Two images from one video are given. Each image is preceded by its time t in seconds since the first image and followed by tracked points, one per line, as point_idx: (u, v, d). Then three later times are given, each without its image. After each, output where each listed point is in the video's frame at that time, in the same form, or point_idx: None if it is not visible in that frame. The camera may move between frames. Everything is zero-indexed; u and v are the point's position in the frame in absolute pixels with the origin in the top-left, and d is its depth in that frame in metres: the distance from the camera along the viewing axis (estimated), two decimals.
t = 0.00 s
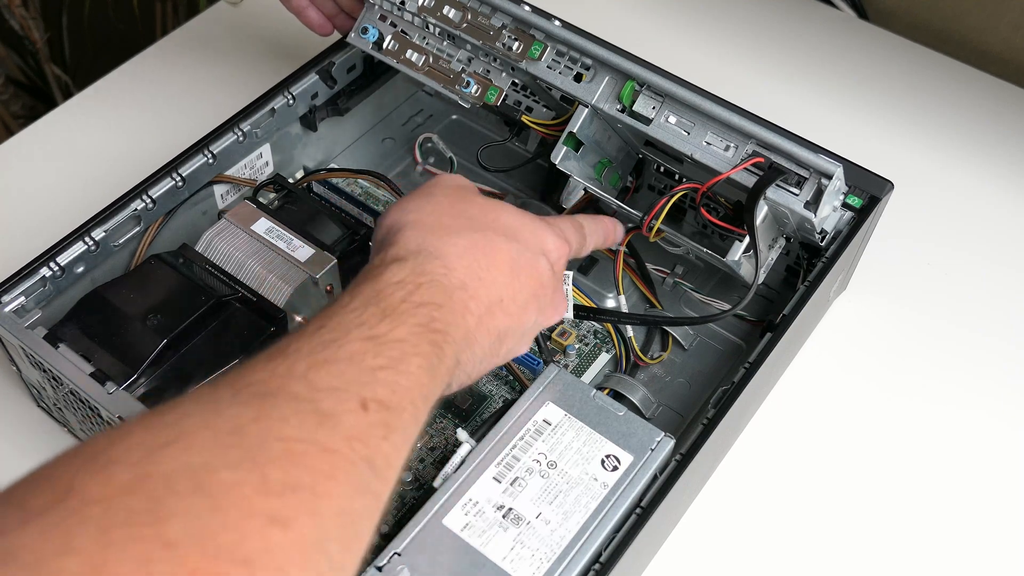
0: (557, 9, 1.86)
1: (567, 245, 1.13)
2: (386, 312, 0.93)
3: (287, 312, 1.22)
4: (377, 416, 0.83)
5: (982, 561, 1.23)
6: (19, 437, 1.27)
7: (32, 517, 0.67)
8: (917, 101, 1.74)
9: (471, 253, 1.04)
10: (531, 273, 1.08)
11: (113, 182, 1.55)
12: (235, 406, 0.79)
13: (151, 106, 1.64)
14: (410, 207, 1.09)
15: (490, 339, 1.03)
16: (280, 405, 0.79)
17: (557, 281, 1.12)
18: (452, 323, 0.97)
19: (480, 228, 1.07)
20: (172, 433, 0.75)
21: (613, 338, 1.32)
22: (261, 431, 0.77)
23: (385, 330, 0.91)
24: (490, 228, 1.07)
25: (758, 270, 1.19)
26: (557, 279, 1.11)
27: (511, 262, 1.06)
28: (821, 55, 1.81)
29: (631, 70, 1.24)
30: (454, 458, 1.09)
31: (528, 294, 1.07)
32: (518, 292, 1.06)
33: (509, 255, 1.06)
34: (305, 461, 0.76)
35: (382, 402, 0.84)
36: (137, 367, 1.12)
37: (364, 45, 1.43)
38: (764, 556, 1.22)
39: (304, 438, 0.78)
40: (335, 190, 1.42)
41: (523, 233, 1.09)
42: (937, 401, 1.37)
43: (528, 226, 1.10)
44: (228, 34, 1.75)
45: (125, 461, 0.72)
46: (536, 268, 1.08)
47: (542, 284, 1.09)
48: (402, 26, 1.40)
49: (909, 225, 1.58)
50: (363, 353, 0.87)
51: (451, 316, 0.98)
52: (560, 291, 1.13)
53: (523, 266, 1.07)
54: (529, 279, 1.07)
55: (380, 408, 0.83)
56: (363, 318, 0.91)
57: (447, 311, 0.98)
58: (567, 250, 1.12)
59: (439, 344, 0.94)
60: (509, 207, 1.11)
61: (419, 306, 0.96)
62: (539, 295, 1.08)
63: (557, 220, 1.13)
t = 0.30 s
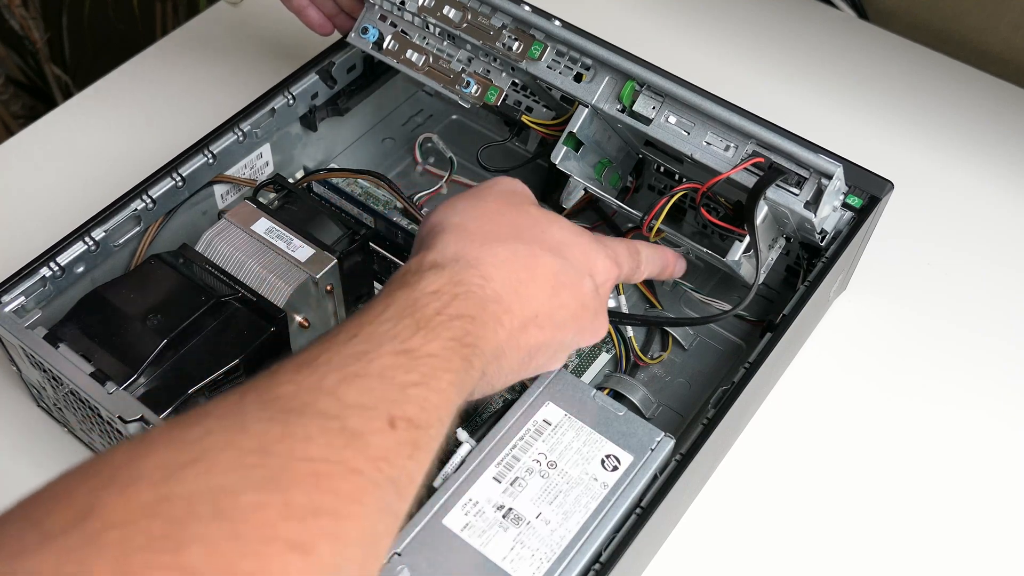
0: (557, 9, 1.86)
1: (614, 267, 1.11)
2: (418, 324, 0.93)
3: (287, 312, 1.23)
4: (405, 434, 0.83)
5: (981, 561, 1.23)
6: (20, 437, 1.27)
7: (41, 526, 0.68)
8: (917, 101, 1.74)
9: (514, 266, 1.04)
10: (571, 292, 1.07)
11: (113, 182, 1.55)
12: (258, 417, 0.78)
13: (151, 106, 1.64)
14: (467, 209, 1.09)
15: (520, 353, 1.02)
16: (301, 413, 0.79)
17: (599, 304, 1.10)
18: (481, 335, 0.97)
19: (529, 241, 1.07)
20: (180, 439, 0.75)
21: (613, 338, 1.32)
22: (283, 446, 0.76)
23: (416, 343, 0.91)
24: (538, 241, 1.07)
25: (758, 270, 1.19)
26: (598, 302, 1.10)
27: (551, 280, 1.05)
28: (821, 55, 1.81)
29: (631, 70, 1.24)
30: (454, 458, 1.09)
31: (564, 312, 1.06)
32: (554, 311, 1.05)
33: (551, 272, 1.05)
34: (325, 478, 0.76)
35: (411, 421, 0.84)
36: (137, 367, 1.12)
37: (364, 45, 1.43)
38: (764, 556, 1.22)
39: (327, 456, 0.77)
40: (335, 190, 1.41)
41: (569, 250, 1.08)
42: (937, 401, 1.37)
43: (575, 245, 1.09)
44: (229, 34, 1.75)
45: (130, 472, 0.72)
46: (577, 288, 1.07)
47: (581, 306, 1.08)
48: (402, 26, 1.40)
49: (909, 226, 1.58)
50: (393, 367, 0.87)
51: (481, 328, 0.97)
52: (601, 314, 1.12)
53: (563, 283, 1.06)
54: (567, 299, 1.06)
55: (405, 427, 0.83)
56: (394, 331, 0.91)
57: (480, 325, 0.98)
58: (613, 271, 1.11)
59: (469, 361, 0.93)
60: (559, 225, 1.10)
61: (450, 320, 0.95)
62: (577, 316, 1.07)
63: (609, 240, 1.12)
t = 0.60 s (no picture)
0: (557, 9, 1.86)
1: (545, 239, 1.13)
2: (358, 310, 0.93)
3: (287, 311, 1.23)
4: (351, 419, 0.83)
5: (982, 561, 1.23)
6: (20, 437, 1.27)
7: (35, 529, 0.69)
8: (917, 101, 1.74)
9: (447, 247, 1.04)
10: (507, 267, 1.08)
11: (113, 182, 1.55)
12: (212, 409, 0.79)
13: (151, 106, 1.64)
14: (394, 195, 1.09)
15: (460, 335, 1.03)
16: (251, 403, 0.80)
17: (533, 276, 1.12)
18: (423, 319, 0.97)
19: (459, 221, 1.07)
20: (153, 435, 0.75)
21: (613, 338, 1.32)
22: (247, 436, 0.77)
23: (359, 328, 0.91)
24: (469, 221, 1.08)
25: (758, 270, 1.19)
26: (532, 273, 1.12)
27: (487, 257, 1.06)
28: (821, 55, 1.81)
29: (631, 70, 1.24)
30: (454, 458, 1.09)
31: (504, 288, 1.07)
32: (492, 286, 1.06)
33: (485, 250, 1.06)
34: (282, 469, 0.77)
35: (355, 405, 0.84)
36: (137, 367, 1.12)
37: (364, 45, 1.43)
38: (765, 556, 1.22)
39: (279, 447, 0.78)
40: (335, 190, 1.42)
41: (500, 228, 1.10)
42: (937, 401, 1.37)
43: (505, 220, 1.10)
44: (228, 34, 1.75)
45: (108, 476, 0.72)
46: (510, 262, 1.08)
47: (516, 278, 1.09)
48: (402, 26, 1.40)
49: (909, 226, 1.58)
50: (336, 352, 0.87)
51: (424, 312, 0.98)
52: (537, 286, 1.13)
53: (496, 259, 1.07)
54: (502, 274, 1.07)
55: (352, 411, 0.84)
56: (336, 318, 0.91)
57: (421, 308, 0.98)
58: (544, 243, 1.13)
59: (412, 344, 0.94)
60: (487, 202, 1.11)
61: (391, 305, 0.96)
62: (513, 289, 1.09)
63: (536, 212, 1.14)
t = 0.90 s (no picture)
0: (557, 10, 1.86)
1: (458, 187, 1.09)
2: (264, 273, 0.83)
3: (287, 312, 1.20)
4: (269, 378, 0.74)
5: (982, 560, 1.23)
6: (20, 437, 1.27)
7: None
8: (917, 101, 1.74)
9: (351, 209, 0.97)
10: (416, 220, 1.02)
11: (113, 182, 1.55)
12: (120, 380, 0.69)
13: (151, 106, 1.64)
14: (287, 170, 1.01)
15: (372, 295, 0.96)
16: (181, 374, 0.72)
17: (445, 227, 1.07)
18: (337, 277, 0.90)
19: (357, 180, 1.01)
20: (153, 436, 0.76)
21: (613, 338, 1.32)
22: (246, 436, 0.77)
23: (265, 296, 0.80)
24: (366, 179, 1.01)
25: (758, 270, 1.19)
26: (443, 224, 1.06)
27: (390, 211, 1.00)
28: (821, 55, 1.81)
29: (631, 70, 1.24)
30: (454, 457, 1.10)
31: (415, 241, 1.02)
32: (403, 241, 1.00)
33: (388, 204, 1.00)
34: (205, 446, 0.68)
35: (270, 366, 0.75)
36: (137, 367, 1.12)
37: (364, 45, 1.43)
38: (764, 556, 1.22)
39: (196, 416, 0.69)
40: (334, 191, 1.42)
41: (406, 181, 1.04)
42: (936, 401, 1.37)
43: (409, 172, 1.05)
44: (229, 35, 1.76)
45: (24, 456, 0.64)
46: (418, 216, 1.03)
47: (427, 232, 1.04)
48: (402, 26, 1.41)
49: (909, 225, 1.58)
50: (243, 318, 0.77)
51: (334, 271, 0.90)
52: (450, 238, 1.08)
53: (403, 215, 1.01)
54: (411, 226, 1.02)
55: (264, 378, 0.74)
56: (241, 283, 0.81)
57: (326, 267, 0.90)
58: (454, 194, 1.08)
59: (331, 303, 0.85)
60: (387, 155, 1.05)
61: (301, 267, 0.86)
62: (425, 244, 1.03)
63: (446, 163, 1.10)
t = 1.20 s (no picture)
0: (557, 10, 1.86)
1: (360, 77, 1.19)
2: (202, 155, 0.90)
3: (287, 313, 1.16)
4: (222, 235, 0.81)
5: (983, 561, 1.23)
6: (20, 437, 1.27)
7: None
8: (916, 100, 1.74)
9: (273, 98, 1.05)
10: (333, 107, 1.11)
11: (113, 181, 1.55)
12: (67, 351, 0.66)
13: (151, 105, 1.64)
14: (200, 75, 1.07)
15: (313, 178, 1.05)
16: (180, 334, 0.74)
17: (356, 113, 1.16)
18: (274, 160, 0.98)
19: (268, 76, 1.08)
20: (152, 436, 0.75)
21: (613, 338, 1.32)
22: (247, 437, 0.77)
23: (207, 171, 0.87)
24: (278, 75, 1.08)
25: (758, 270, 1.19)
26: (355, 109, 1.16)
27: (308, 99, 1.08)
28: (821, 55, 1.81)
29: (631, 70, 1.24)
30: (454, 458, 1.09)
31: (336, 125, 1.11)
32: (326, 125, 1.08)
33: (305, 93, 1.08)
34: (169, 425, 0.69)
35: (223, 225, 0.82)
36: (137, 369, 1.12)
37: (364, 45, 1.43)
38: (764, 556, 1.22)
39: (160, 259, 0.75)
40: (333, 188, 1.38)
41: (316, 73, 1.12)
42: (936, 401, 1.37)
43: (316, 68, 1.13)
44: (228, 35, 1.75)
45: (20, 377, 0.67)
46: (333, 103, 1.12)
47: (344, 116, 1.13)
48: (402, 26, 1.40)
49: (909, 225, 1.58)
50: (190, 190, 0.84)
51: (272, 156, 0.98)
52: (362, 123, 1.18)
53: (320, 102, 1.10)
54: (331, 113, 1.10)
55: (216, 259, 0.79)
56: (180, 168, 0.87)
57: (267, 154, 0.97)
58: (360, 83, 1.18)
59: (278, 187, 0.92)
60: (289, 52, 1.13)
61: (236, 148, 0.94)
62: (345, 129, 1.12)
63: (344, 58, 1.19)
